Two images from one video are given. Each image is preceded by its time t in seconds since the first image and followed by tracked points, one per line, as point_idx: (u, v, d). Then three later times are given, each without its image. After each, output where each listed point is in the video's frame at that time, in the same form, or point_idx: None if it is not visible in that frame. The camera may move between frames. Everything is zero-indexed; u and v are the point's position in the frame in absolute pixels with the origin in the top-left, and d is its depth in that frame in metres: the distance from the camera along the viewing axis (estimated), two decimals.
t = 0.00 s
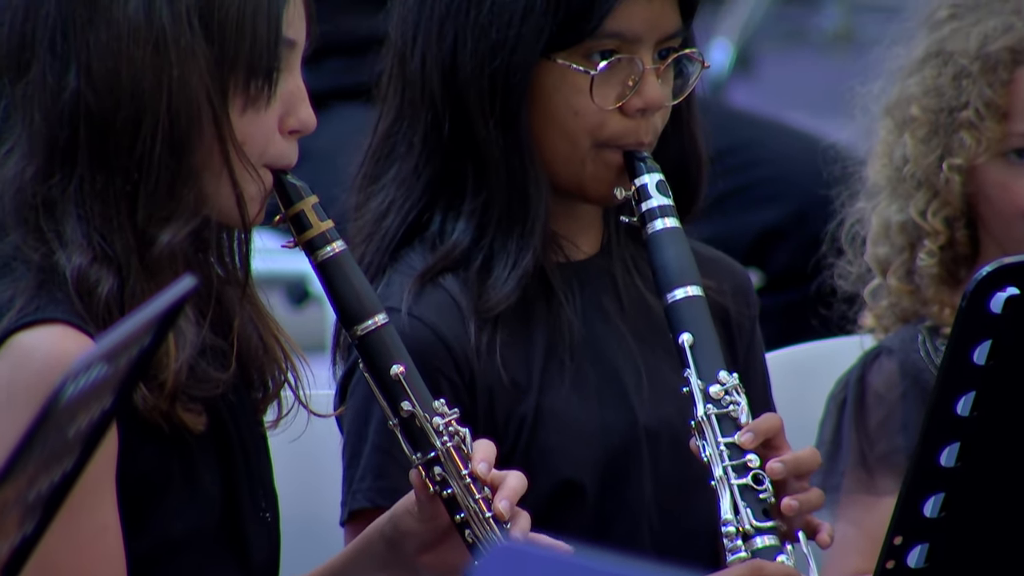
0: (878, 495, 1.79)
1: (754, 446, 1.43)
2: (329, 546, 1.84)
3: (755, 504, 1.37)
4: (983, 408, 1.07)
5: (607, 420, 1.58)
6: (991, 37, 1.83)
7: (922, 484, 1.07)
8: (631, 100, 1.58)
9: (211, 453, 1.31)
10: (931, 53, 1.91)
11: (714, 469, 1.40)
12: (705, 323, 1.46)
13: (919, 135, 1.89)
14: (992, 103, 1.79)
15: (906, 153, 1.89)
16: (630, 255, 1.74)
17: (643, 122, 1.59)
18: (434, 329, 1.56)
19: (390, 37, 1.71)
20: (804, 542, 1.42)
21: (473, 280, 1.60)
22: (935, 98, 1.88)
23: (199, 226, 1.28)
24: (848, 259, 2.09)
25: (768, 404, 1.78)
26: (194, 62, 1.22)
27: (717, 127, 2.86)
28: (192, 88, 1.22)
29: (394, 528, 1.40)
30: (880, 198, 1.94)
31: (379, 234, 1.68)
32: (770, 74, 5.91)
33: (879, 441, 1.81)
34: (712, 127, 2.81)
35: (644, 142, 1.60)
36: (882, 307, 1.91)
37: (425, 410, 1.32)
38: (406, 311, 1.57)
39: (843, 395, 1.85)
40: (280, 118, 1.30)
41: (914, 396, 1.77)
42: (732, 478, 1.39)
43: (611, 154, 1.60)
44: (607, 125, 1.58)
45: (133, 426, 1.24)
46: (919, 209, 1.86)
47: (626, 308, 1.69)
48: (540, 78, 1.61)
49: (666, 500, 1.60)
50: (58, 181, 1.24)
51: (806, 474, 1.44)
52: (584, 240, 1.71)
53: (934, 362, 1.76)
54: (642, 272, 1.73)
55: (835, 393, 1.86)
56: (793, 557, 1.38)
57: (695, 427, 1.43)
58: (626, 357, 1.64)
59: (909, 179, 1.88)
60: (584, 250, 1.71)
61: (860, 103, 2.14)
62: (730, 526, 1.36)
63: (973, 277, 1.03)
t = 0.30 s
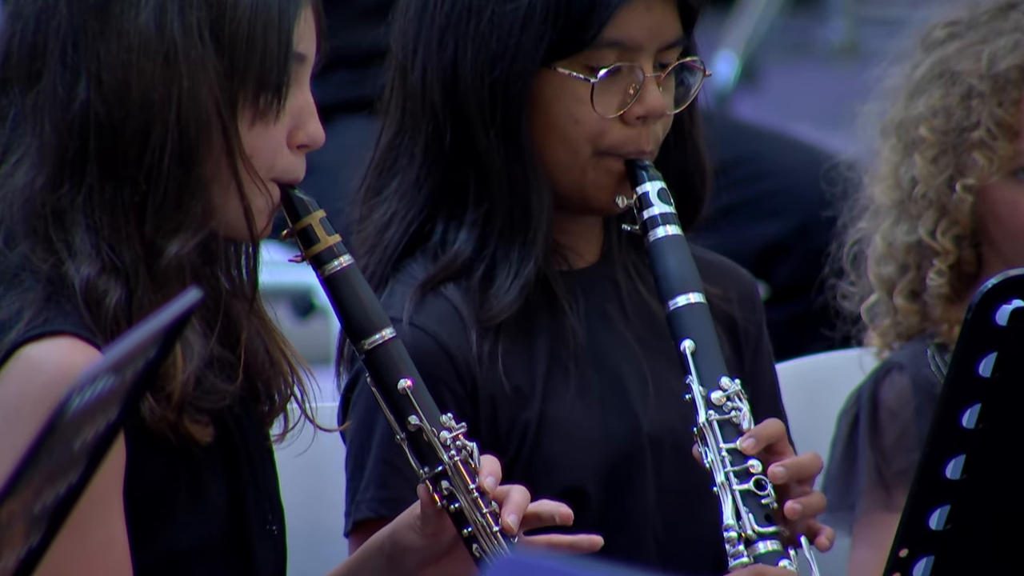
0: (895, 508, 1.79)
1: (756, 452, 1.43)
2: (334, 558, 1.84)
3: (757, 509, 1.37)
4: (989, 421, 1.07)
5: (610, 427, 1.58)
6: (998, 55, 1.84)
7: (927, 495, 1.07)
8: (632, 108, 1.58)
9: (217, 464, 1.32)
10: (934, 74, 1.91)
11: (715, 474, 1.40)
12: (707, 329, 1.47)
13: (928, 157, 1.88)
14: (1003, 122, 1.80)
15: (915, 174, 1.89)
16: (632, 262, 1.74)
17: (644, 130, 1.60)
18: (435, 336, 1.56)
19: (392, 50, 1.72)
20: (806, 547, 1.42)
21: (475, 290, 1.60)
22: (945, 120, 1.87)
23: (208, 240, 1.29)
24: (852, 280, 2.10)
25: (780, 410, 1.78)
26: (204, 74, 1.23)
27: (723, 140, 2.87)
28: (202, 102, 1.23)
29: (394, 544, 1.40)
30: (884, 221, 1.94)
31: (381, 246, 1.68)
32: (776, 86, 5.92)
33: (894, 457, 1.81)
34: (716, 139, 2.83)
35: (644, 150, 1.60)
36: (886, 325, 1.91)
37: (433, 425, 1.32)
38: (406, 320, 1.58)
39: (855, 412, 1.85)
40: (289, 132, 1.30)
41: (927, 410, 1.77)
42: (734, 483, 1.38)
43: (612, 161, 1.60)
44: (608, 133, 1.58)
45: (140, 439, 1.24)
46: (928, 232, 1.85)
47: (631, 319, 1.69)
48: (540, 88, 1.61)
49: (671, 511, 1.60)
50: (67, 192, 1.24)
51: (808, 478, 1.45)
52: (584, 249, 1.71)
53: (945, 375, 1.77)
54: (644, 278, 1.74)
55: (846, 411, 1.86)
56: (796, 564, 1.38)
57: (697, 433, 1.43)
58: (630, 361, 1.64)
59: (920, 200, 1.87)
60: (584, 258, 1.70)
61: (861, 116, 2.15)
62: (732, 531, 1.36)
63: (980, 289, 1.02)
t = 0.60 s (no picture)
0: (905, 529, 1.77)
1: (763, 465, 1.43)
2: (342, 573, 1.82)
3: (764, 523, 1.37)
4: (996, 436, 1.06)
5: (619, 444, 1.58)
6: (988, 80, 1.83)
7: (935, 512, 1.07)
8: (635, 122, 1.58)
9: (224, 483, 1.31)
10: (927, 98, 1.91)
11: (722, 488, 1.40)
12: (712, 343, 1.46)
13: (923, 182, 1.88)
14: (996, 146, 1.79)
15: (911, 200, 1.88)
16: (637, 277, 1.74)
17: (647, 144, 1.59)
18: (443, 353, 1.56)
19: (393, 67, 1.72)
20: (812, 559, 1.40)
21: (481, 305, 1.61)
22: (938, 145, 1.87)
23: (213, 254, 1.29)
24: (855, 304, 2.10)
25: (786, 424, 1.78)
26: (209, 89, 1.23)
27: (723, 156, 2.82)
28: (208, 118, 1.23)
29: (401, 558, 1.39)
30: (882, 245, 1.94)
31: (384, 262, 1.68)
32: (781, 102, 5.93)
33: (905, 479, 1.79)
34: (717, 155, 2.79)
35: (648, 164, 1.60)
36: (891, 347, 1.91)
37: (438, 440, 1.32)
38: (413, 336, 1.58)
39: (863, 435, 1.85)
40: (295, 147, 1.30)
41: (935, 430, 1.76)
42: (741, 497, 1.38)
43: (614, 175, 1.60)
44: (610, 147, 1.58)
45: (146, 455, 1.24)
46: (926, 254, 1.85)
47: (636, 336, 1.69)
48: (542, 102, 1.61)
49: (680, 526, 1.60)
50: (73, 209, 1.24)
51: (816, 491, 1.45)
52: (590, 262, 1.71)
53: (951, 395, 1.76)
54: (647, 291, 1.74)
55: (855, 432, 1.86)
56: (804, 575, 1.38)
57: (703, 448, 1.43)
58: (635, 375, 1.64)
59: (916, 225, 1.87)
60: (591, 272, 1.71)
61: (861, 133, 2.15)
62: (740, 545, 1.36)
63: (986, 305, 1.02)
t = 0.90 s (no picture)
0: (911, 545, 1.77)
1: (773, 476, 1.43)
2: None
3: (774, 535, 1.36)
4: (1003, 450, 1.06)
5: (626, 457, 1.57)
6: (987, 92, 1.83)
7: (943, 526, 1.07)
8: (639, 134, 1.58)
9: (229, 498, 1.31)
10: (928, 111, 1.92)
11: (732, 500, 1.39)
12: (718, 354, 1.46)
13: (924, 194, 1.88)
14: (993, 157, 1.78)
15: (913, 211, 1.89)
16: (641, 291, 1.74)
17: (652, 155, 1.59)
18: (449, 367, 1.56)
19: (397, 81, 1.73)
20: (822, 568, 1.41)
21: (486, 318, 1.61)
22: (938, 156, 1.87)
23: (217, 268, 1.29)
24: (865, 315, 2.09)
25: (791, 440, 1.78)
26: (213, 103, 1.24)
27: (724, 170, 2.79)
28: (211, 130, 1.23)
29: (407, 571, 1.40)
30: (891, 255, 1.94)
31: (389, 276, 1.68)
32: (789, 115, 5.93)
33: (912, 493, 1.79)
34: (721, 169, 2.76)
35: (653, 176, 1.60)
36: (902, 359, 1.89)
37: (443, 453, 1.31)
38: (419, 352, 1.57)
39: (870, 448, 1.84)
40: (299, 160, 1.30)
41: (941, 444, 1.76)
42: (751, 508, 1.37)
43: (619, 187, 1.60)
44: (615, 159, 1.58)
45: (150, 468, 1.24)
46: (929, 266, 1.85)
47: (641, 349, 1.68)
48: (547, 114, 1.61)
49: (688, 539, 1.59)
50: (77, 222, 1.24)
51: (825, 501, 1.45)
52: (593, 278, 1.71)
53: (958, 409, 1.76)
54: (654, 309, 1.73)
55: (863, 446, 1.85)
56: None
57: (713, 460, 1.43)
58: (640, 390, 1.64)
59: (917, 237, 1.88)
60: (595, 288, 1.70)
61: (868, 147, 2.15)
62: (750, 556, 1.35)
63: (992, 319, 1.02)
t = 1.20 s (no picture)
0: (907, 554, 1.76)
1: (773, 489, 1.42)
2: None
3: (774, 548, 1.36)
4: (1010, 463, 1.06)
5: (627, 472, 1.57)
6: (999, 92, 1.84)
7: (948, 539, 1.07)
8: (642, 149, 1.58)
9: (236, 511, 1.31)
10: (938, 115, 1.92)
11: (732, 513, 1.39)
12: (720, 368, 1.46)
13: (932, 193, 1.89)
14: (1003, 157, 1.79)
15: (921, 210, 1.89)
16: (643, 306, 1.74)
17: (653, 171, 1.59)
18: (451, 381, 1.55)
19: (402, 94, 1.73)
20: None
21: (488, 331, 1.60)
22: (948, 153, 1.88)
23: (224, 280, 1.29)
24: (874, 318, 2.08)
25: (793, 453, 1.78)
26: (219, 116, 1.23)
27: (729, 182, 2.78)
28: (218, 144, 1.23)
29: None
30: (901, 255, 1.92)
31: (392, 289, 1.68)
32: (794, 128, 5.92)
33: (907, 501, 1.78)
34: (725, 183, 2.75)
35: (655, 190, 1.60)
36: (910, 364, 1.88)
37: (449, 465, 1.31)
38: (421, 364, 1.57)
39: (869, 457, 1.83)
40: (306, 173, 1.30)
41: (937, 454, 1.76)
42: (751, 522, 1.37)
43: (619, 202, 1.60)
44: (616, 174, 1.58)
45: (158, 482, 1.24)
46: (935, 265, 1.85)
47: (642, 363, 1.68)
48: (549, 128, 1.61)
49: (689, 552, 1.59)
50: (84, 236, 1.25)
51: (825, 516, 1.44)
52: (596, 293, 1.70)
53: (960, 422, 1.75)
54: (657, 324, 1.73)
55: (862, 454, 1.84)
56: None
57: (714, 473, 1.42)
58: (642, 407, 1.63)
59: (925, 234, 1.88)
60: (597, 303, 1.70)
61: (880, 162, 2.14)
62: (751, 569, 1.35)
63: (999, 333, 1.01)
